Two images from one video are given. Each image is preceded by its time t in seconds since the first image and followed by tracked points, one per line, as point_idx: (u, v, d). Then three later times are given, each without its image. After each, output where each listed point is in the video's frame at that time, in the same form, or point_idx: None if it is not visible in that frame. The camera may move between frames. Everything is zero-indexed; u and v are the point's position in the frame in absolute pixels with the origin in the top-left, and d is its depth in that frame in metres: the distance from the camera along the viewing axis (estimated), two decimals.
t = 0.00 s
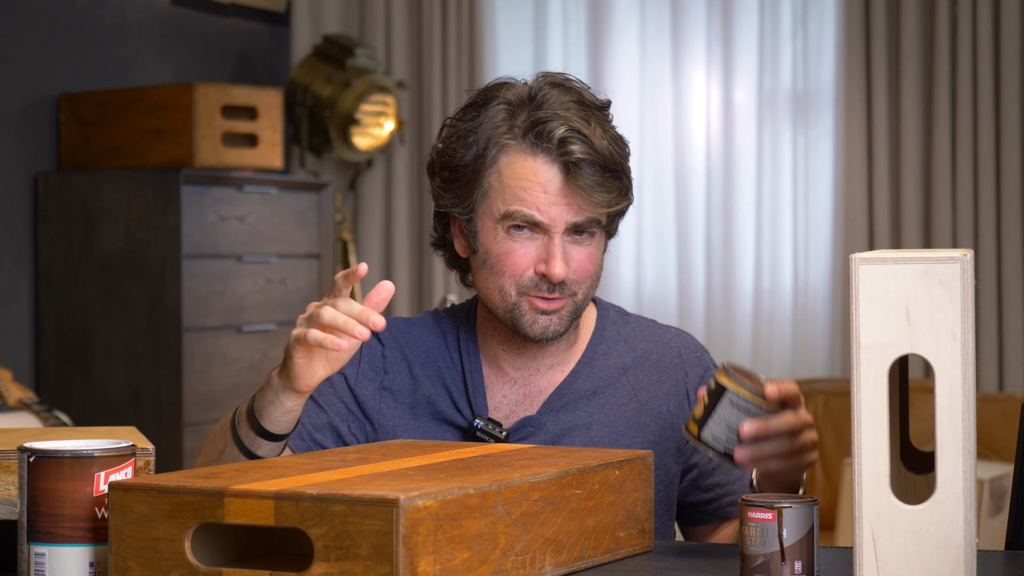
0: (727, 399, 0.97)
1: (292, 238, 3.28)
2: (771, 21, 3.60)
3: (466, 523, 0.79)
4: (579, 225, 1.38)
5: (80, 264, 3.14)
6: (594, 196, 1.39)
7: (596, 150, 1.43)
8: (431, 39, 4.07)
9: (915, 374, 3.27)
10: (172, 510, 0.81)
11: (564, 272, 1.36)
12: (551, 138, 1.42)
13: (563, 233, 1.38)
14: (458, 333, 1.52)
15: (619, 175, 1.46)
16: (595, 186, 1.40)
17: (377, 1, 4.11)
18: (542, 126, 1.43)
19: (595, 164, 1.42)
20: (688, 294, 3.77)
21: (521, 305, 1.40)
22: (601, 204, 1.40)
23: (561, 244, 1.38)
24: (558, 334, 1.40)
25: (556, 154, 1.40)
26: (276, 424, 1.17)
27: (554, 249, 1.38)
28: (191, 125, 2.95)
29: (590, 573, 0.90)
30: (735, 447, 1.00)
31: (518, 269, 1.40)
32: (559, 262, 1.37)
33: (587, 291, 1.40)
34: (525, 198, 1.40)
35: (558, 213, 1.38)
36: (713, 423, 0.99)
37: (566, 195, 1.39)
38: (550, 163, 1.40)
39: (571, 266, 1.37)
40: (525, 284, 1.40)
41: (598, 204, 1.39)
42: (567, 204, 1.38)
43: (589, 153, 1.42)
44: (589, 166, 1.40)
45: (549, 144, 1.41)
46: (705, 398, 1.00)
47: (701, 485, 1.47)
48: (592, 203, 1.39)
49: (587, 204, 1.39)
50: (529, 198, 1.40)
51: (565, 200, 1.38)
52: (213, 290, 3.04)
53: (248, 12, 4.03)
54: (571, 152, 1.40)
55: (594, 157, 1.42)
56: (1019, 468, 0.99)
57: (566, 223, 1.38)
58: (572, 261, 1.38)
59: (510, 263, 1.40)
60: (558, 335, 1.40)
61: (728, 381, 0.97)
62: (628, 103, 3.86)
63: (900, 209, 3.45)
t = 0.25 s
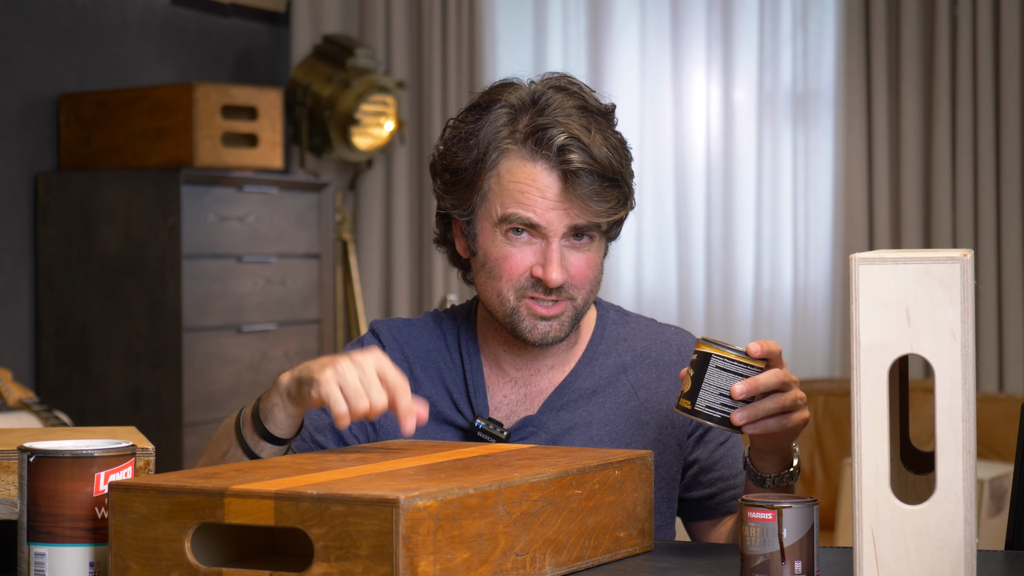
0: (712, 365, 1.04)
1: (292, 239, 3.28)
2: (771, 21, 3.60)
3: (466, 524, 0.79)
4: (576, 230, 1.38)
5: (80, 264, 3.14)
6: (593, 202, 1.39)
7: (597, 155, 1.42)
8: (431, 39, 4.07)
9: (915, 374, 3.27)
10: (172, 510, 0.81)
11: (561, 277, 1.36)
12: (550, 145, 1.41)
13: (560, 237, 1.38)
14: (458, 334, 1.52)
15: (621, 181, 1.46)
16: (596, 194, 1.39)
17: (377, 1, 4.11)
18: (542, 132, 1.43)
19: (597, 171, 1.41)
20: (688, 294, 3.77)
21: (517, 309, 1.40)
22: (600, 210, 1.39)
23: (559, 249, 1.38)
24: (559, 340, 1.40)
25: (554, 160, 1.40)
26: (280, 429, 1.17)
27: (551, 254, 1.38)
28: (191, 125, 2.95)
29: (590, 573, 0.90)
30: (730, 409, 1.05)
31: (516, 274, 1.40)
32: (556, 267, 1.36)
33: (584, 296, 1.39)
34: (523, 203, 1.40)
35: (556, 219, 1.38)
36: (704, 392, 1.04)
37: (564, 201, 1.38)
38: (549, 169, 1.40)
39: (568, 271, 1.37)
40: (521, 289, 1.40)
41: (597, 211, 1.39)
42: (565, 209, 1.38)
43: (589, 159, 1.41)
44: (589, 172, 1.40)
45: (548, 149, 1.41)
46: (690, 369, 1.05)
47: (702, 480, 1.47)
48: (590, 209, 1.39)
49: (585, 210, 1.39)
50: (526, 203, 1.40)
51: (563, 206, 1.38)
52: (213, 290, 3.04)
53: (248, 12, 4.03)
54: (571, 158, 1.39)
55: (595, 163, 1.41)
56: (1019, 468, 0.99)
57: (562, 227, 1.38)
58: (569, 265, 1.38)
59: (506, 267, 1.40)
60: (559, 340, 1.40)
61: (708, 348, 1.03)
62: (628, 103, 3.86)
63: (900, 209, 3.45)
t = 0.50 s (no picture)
0: (715, 359, 1.03)
1: (292, 239, 3.28)
2: (771, 20, 3.60)
3: (466, 524, 0.79)
4: (577, 236, 1.38)
5: (80, 264, 3.14)
6: (594, 208, 1.39)
7: (598, 162, 1.42)
8: (431, 39, 4.07)
9: (915, 374, 3.27)
10: (173, 509, 0.81)
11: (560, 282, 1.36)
12: (551, 149, 1.41)
13: (561, 243, 1.38)
14: (459, 334, 1.52)
15: (621, 186, 1.45)
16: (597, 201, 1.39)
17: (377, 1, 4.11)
18: (543, 137, 1.42)
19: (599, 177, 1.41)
20: (688, 294, 3.77)
21: (516, 312, 1.41)
22: (600, 215, 1.39)
23: (557, 254, 1.38)
24: (552, 341, 1.41)
25: (555, 166, 1.40)
26: (282, 430, 1.17)
27: (550, 259, 1.38)
28: (191, 125, 2.95)
29: (590, 573, 0.90)
30: (733, 403, 1.05)
31: (516, 278, 1.39)
32: (556, 272, 1.36)
33: (581, 299, 1.39)
34: (522, 208, 1.40)
35: (555, 223, 1.38)
36: (707, 386, 1.03)
37: (564, 207, 1.38)
38: (550, 175, 1.40)
39: (567, 276, 1.37)
40: (520, 293, 1.39)
41: (597, 216, 1.39)
42: (565, 215, 1.38)
43: (589, 166, 1.41)
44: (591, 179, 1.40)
45: (549, 156, 1.41)
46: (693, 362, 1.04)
47: (702, 479, 1.47)
48: (590, 215, 1.39)
49: (585, 216, 1.38)
50: (526, 208, 1.39)
51: (563, 211, 1.38)
52: (213, 290, 3.04)
53: (249, 12, 4.03)
54: (571, 165, 1.39)
55: (595, 169, 1.41)
56: (1019, 468, 0.99)
57: (563, 233, 1.38)
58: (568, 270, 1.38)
59: (506, 271, 1.40)
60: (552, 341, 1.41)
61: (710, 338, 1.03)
62: (627, 103, 3.86)
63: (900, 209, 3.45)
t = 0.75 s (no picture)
0: (723, 368, 0.96)
1: (292, 239, 3.28)
2: (771, 21, 3.61)
3: (466, 524, 0.79)
4: (564, 241, 1.37)
5: (80, 264, 3.14)
6: (580, 212, 1.38)
7: (583, 165, 1.42)
8: (431, 39, 4.07)
9: (915, 374, 3.27)
10: (172, 509, 0.81)
11: (547, 288, 1.36)
12: (535, 152, 1.41)
13: (547, 248, 1.38)
14: (458, 334, 1.52)
15: (609, 189, 1.45)
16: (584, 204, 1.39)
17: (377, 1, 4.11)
18: (529, 140, 1.42)
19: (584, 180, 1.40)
20: (688, 294, 3.77)
21: (507, 318, 1.40)
22: (587, 219, 1.39)
23: (545, 260, 1.38)
24: (545, 348, 1.41)
25: (539, 168, 1.39)
26: (274, 417, 1.18)
27: (537, 265, 1.37)
28: (191, 125, 2.95)
29: (589, 573, 0.90)
30: (752, 407, 0.97)
31: (503, 285, 1.39)
32: (543, 278, 1.37)
33: (570, 304, 1.39)
34: (508, 213, 1.39)
35: (541, 229, 1.37)
36: (720, 397, 0.96)
37: (551, 212, 1.38)
38: (535, 179, 1.39)
39: (553, 282, 1.37)
40: (509, 300, 1.39)
41: (584, 221, 1.38)
42: (552, 220, 1.37)
43: (575, 170, 1.40)
44: (576, 182, 1.39)
45: (533, 158, 1.40)
46: (699, 379, 0.98)
47: (703, 479, 1.46)
48: (577, 219, 1.38)
49: (572, 221, 1.38)
50: (512, 214, 1.39)
51: (549, 217, 1.37)
52: (213, 290, 3.04)
53: (248, 12, 4.03)
54: (555, 168, 1.39)
55: (581, 173, 1.41)
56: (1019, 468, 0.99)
57: (550, 239, 1.37)
58: (555, 276, 1.38)
59: (494, 277, 1.40)
60: (545, 348, 1.41)
61: (727, 354, 0.96)
62: (627, 103, 3.86)
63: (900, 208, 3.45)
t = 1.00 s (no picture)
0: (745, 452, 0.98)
1: (292, 239, 3.28)
2: (771, 21, 3.61)
3: (466, 523, 0.79)
4: (543, 240, 1.37)
5: (80, 264, 3.14)
6: (560, 209, 1.37)
7: (562, 163, 1.40)
8: (431, 38, 4.07)
9: (915, 374, 3.27)
10: (172, 509, 0.81)
11: (526, 287, 1.36)
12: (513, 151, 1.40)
13: (527, 248, 1.37)
14: (457, 334, 1.52)
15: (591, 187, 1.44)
16: (565, 200, 1.38)
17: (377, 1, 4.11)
18: (509, 138, 1.41)
19: (564, 177, 1.39)
20: (688, 294, 3.77)
21: (490, 321, 1.40)
22: (568, 217, 1.38)
23: (527, 260, 1.37)
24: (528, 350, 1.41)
25: (516, 167, 1.39)
26: (267, 412, 1.18)
27: (518, 265, 1.36)
28: (191, 125, 2.95)
29: (589, 573, 0.90)
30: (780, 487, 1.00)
31: (485, 287, 1.38)
32: (522, 278, 1.36)
33: (552, 306, 1.39)
34: (487, 213, 1.39)
35: (520, 228, 1.37)
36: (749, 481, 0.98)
37: (529, 211, 1.37)
38: (512, 177, 1.39)
39: (534, 283, 1.37)
40: (491, 303, 1.38)
41: (564, 218, 1.38)
42: (530, 219, 1.37)
43: (553, 168, 1.39)
44: (555, 179, 1.38)
45: (511, 157, 1.39)
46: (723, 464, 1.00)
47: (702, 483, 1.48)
48: (556, 218, 1.37)
49: (551, 220, 1.37)
50: (491, 213, 1.39)
51: (527, 216, 1.37)
52: (213, 290, 3.04)
53: (248, 12, 4.03)
54: (532, 165, 1.38)
55: (559, 170, 1.40)
56: (1019, 468, 0.99)
57: (529, 238, 1.37)
58: (536, 277, 1.37)
59: (475, 278, 1.39)
60: (529, 351, 1.41)
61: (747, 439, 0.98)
62: (627, 103, 3.86)
63: (900, 208, 3.45)
